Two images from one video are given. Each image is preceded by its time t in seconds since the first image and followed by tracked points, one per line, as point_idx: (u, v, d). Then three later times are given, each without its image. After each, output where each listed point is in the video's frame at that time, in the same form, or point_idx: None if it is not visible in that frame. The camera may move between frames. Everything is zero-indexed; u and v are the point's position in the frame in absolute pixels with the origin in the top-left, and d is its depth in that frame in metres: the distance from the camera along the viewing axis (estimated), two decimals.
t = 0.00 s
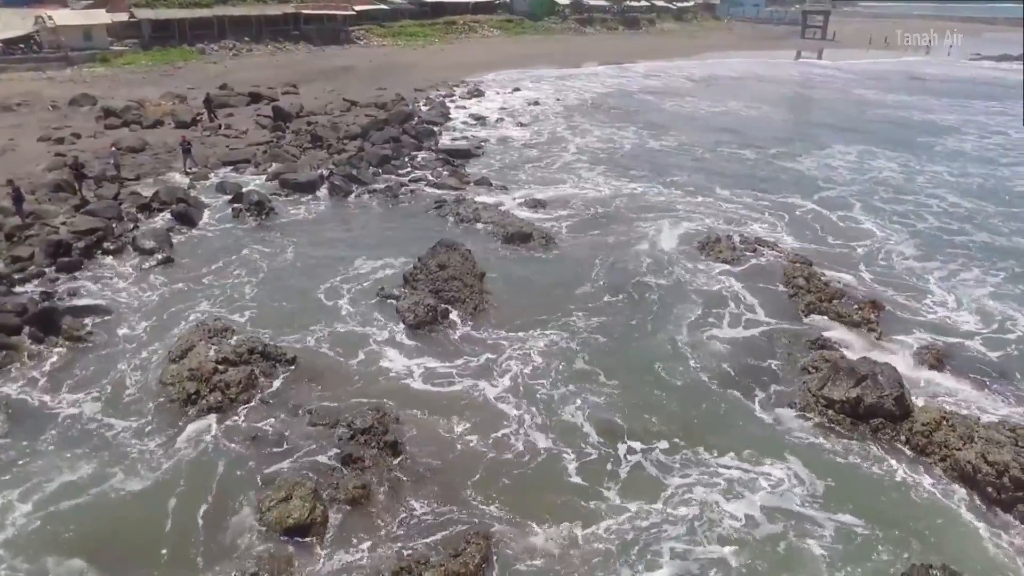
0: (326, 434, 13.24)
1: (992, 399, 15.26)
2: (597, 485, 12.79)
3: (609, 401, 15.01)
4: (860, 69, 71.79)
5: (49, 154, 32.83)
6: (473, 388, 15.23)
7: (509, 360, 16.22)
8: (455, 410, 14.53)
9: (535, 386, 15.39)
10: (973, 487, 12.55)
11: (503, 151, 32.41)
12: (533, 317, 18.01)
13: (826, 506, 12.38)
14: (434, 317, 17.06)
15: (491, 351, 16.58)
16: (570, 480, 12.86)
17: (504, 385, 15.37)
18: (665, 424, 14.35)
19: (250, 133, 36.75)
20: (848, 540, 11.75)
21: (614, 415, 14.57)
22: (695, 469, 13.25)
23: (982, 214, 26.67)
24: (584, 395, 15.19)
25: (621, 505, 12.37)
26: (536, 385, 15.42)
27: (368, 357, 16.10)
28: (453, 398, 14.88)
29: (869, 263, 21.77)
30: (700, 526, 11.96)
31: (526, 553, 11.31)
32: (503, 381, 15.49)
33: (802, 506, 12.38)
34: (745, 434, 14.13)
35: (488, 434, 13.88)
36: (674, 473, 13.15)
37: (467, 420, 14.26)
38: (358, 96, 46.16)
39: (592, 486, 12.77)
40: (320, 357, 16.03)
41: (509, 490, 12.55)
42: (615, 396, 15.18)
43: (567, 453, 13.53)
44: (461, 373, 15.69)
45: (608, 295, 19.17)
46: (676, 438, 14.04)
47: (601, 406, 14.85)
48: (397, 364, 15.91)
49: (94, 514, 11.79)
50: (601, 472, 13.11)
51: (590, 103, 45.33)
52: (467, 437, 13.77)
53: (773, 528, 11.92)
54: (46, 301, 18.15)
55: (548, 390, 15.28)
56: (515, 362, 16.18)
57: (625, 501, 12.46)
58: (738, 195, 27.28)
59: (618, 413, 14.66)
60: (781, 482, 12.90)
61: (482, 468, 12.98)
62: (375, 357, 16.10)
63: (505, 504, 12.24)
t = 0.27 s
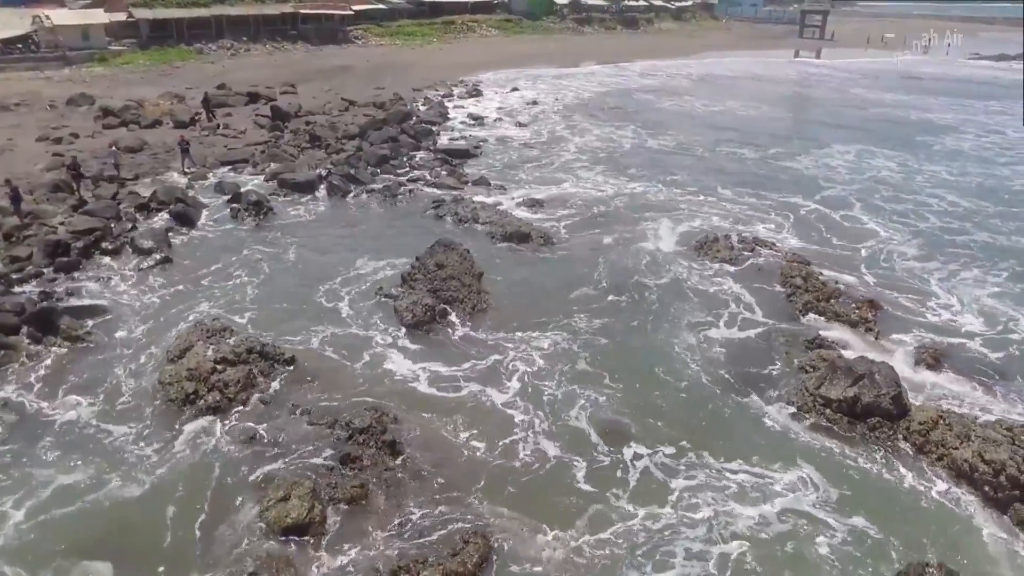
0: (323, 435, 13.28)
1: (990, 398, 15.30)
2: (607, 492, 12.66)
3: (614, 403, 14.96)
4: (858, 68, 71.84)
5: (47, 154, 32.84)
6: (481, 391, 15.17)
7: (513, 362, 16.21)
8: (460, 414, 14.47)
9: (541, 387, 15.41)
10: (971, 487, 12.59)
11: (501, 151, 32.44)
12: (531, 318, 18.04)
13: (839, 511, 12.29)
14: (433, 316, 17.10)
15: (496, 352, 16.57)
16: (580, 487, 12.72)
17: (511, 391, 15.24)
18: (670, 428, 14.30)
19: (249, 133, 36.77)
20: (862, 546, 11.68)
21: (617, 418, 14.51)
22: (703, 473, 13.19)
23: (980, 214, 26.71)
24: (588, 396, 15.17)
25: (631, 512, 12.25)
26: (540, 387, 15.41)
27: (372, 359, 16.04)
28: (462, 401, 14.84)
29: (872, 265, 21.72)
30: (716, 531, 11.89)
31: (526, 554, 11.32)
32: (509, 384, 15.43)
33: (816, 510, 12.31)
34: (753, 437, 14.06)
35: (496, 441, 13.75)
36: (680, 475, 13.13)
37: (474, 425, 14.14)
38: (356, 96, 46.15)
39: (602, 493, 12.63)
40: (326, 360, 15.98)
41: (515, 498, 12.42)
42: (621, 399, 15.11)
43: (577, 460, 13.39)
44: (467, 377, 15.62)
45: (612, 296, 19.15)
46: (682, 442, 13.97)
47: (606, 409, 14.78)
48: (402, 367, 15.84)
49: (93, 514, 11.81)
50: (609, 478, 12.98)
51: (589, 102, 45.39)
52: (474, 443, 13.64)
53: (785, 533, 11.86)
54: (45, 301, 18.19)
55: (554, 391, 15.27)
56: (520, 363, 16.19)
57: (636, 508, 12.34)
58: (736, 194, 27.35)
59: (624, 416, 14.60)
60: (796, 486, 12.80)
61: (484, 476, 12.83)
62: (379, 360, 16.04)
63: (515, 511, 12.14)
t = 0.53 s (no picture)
0: (321, 437, 13.23)
1: (988, 398, 15.29)
2: (617, 501, 12.47)
3: (621, 406, 14.88)
4: (857, 67, 71.86)
5: (45, 154, 32.78)
6: (492, 398, 15.00)
7: (518, 365, 16.13)
8: (467, 421, 14.26)
9: (546, 389, 15.36)
10: (967, 487, 12.58)
11: (500, 151, 32.42)
12: (530, 318, 18.02)
13: (854, 520, 12.15)
14: (430, 317, 17.09)
15: (500, 356, 16.47)
16: (589, 498, 12.49)
17: (519, 394, 15.16)
18: (679, 433, 14.15)
19: (247, 133, 36.75)
20: (877, 553, 11.57)
21: (622, 422, 14.40)
22: (712, 480, 13.04)
23: (979, 213, 26.72)
24: (593, 399, 15.10)
25: (643, 520, 12.07)
26: (545, 390, 15.33)
27: (376, 364, 15.92)
28: (477, 408, 14.67)
29: (875, 265, 21.63)
30: (731, 540, 11.76)
31: (523, 555, 11.29)
32: (518, 391, 15.21)
33: (830, 518, 12.19)
34: (764, 444, 13.89)
35: (506, 452, 13.49)
36: (687, 482, 12.96)
37: (482, 435, 13.90)
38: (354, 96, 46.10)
39: (614, 502, 12.43)
40: (334, 365, 15.86)
41: (523, 507, 12.24)
42: (628, 403, 14.99)
43: (587, 468, 13.19)
44: (472, 382, 15.46)
45: (617, 298, 19.02)
46: (690, 448, 13.81)
47: (613, 414, 14.62)
48: (409, 373, 15.63)
49: (89, 520, 11.70)
50: (619, 487, 12.77)
51: (587, 102, 45.39)
52: (483, 454, 13.39)
53: (801, 541, 11.74)
54: (42, 302, 18.18)
55: (559, 393, 15.23)
56: (523, 366, 16.12)
57: (649, 517, 12.15)
58: (734, 194, 27.35)
59: (631, 420, 14.48)
60: (814, 494, 12.65)
61: (488, 485, 12.67)
62: (383, 364, 15.93)
63: (525, 518, 12.00)
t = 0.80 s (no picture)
0: (317, 442, 13.13)
1: (987, 401, 15.21)
2: (628, 514, 12.21)
3: (628, 412, 14.71)
4: (855, 66, 71.84)
5: (42, 154, 32.70)
6: (502, 404, 14.86)
7: (523, 371, 15.93)
8: (474, 433, 13.98)
9: (551, 394, 15.22)
10: (968, 491, 12.49)
11: (499, 151, 32.35)
12: (530, 321, 17.92)
13: (871, 532, 11.93)
14: (428, 319, 17.03)
15: (504, 362, 16.27)
16: (599, 514, 12.19)
17: (528, 399, 15.06)
18: (689, 441, 14.00)
19: (245, 133, 36.64)
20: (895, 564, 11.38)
21: (629, 429, 14.22)
22: (722, 489, 12.86)
23: (979, 213, 26.66)
24: (599, 404, 14.94)
25: (657, 532, 11.84)
26: (551, 395, 15.18)
27: (380, 369, 15.73)
28: (488, 417, 14.46)
29: (879, 267, 21.51)
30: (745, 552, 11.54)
31: (518, 559, 11.19)
32: (525, 400, 15.01)
33: (849, 529, 11.99)
34: (780, 452, 13.68)
35: (516, 464, 13.25)
36: (695, 494, 12.72)
37: (490, 449, 13.62)
38: (353, 96, 45.97)
39: (626, 516, 12.17)
40: (339, 371, 15.65)
41: (530, 518, 12.04)
42: (636, 411, 14.78)
43: (599, 480, 12.94)
44: (480, 391, 15.23)
45: (622, 302, 18.81)
46: (698, 457, 13.61)
47: (620, 421, 14.43)
48: (415, 382, 15.39)
49: (81, 535, 11.43)
50: (628, 497, 12.55)
51: (586, 101, 45.29)
52: (491, 467, 13.13)
53: (817, 552, 11.52)
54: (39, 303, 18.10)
55: (564, 398, 15.09)
56: (529, 372, 15.91)
57: (662, 528, 11.94)
58: (733, 194, 27.26)
59: (638, 426, 14.32)
60: (832, 505, 12.44)
61: (491, 498, 12.43)
62: (387, 369, 15.72)
63: (534, 528, 11.83)
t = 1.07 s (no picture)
0: (311, 454, 12.89)
1: (993, 410, 15.00)
2: (643, 537, 11.79)
3: (638, 427, 14.30)
4: (856, 66, 71.57)
5: (38, 154, 32.49)
6: (512, 418, 14.46)
7: (530, 385, 15.49)
8: (485, 452, 13.48)
9: (556, 404, 14.88)
10: (977, 504, 12.29)
11: (499, 153, 32.10)
12: (531, 328, 17.64)
13: (900, 554, 11.55)
14: (426, 325, 16.80)
15: (509, 373, 15.89)
16: (613, 538, 11.72)
17: (536, 414, 14.60)
18: (702, 457, 13.61)
19: (242, 133, 36.39)
20: None
21: (638, 444, 13.82)
22: (737, 507, 12.50)
23: (982, 216, 26.44)
24: (609, 416, 14.58)
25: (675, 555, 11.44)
26: (558, 406, 14.83)
27: (384, 381, 15.36)
28: (499, 433, 14.01)
29: (886, 272, 21.24)
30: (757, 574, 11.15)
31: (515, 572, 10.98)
32: (535, 414, 14.58)
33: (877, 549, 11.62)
34: (800, 467, 13.27)
35: (528, 483, 12.82)
36: (708, 514, 12.33)
37: (500, 468, 13.12)
38: (352, 96, 45.70)
39: (641, 539, 11.74)
40: (342, 384, 15.26)
41: (541, 539, 11.62)
42: (647, 426, 14.35)
43: (616, 500, 12.51)
44: (487, 404, 14.83)
45: (630, 310, 18.43)
46: (709, 474, 13.23)
47: (630, 435, 14.02)
48: (422, 398, 14.94)
49: (68, 559, 11.06)
50: (642, 520, 12.11)
51: (586, 101, 45.04)
52: (500, 488, 12.64)
53: None
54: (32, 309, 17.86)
55: (571, 410, 14.73)
56: (536, 385, 15.50)
57: (682, 550, 11.54)
58: (735, 196, 27.03)
59: (648, 442, 13.93)
60: (858, 522, 12.07)
61: (498, 520, 11.94)
62: (391, 382, 15.36)
63: (545, 547, 11.48)
